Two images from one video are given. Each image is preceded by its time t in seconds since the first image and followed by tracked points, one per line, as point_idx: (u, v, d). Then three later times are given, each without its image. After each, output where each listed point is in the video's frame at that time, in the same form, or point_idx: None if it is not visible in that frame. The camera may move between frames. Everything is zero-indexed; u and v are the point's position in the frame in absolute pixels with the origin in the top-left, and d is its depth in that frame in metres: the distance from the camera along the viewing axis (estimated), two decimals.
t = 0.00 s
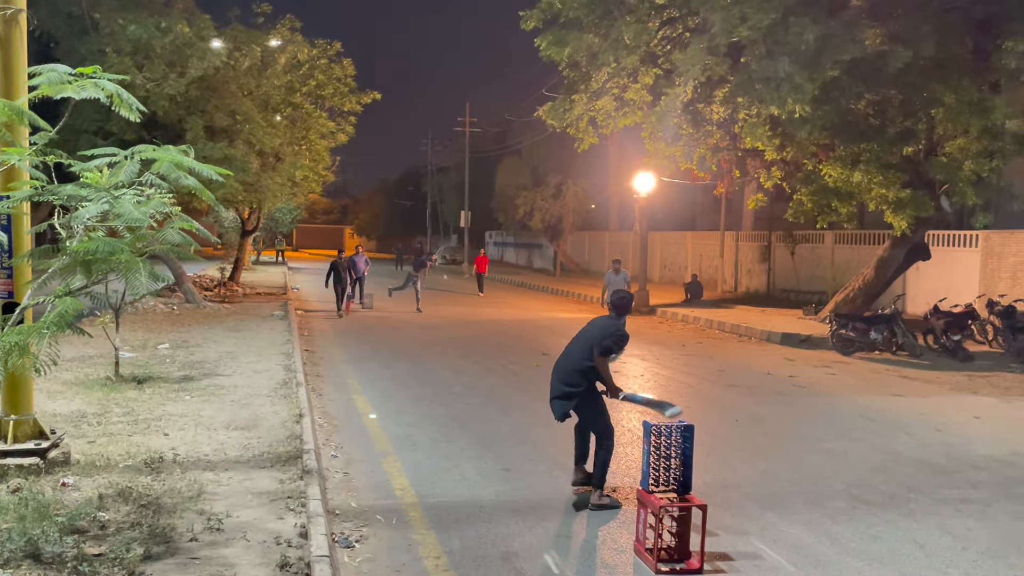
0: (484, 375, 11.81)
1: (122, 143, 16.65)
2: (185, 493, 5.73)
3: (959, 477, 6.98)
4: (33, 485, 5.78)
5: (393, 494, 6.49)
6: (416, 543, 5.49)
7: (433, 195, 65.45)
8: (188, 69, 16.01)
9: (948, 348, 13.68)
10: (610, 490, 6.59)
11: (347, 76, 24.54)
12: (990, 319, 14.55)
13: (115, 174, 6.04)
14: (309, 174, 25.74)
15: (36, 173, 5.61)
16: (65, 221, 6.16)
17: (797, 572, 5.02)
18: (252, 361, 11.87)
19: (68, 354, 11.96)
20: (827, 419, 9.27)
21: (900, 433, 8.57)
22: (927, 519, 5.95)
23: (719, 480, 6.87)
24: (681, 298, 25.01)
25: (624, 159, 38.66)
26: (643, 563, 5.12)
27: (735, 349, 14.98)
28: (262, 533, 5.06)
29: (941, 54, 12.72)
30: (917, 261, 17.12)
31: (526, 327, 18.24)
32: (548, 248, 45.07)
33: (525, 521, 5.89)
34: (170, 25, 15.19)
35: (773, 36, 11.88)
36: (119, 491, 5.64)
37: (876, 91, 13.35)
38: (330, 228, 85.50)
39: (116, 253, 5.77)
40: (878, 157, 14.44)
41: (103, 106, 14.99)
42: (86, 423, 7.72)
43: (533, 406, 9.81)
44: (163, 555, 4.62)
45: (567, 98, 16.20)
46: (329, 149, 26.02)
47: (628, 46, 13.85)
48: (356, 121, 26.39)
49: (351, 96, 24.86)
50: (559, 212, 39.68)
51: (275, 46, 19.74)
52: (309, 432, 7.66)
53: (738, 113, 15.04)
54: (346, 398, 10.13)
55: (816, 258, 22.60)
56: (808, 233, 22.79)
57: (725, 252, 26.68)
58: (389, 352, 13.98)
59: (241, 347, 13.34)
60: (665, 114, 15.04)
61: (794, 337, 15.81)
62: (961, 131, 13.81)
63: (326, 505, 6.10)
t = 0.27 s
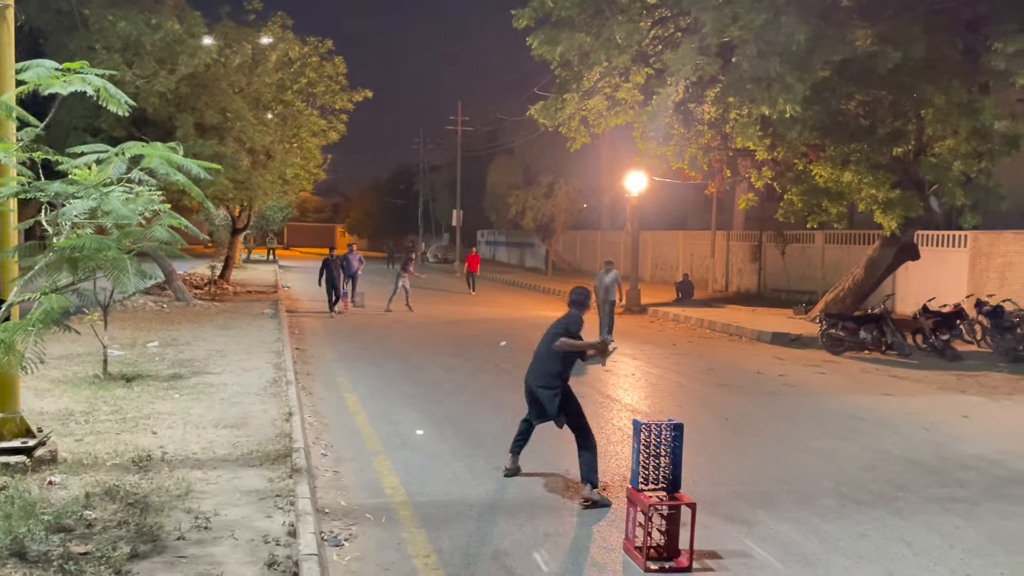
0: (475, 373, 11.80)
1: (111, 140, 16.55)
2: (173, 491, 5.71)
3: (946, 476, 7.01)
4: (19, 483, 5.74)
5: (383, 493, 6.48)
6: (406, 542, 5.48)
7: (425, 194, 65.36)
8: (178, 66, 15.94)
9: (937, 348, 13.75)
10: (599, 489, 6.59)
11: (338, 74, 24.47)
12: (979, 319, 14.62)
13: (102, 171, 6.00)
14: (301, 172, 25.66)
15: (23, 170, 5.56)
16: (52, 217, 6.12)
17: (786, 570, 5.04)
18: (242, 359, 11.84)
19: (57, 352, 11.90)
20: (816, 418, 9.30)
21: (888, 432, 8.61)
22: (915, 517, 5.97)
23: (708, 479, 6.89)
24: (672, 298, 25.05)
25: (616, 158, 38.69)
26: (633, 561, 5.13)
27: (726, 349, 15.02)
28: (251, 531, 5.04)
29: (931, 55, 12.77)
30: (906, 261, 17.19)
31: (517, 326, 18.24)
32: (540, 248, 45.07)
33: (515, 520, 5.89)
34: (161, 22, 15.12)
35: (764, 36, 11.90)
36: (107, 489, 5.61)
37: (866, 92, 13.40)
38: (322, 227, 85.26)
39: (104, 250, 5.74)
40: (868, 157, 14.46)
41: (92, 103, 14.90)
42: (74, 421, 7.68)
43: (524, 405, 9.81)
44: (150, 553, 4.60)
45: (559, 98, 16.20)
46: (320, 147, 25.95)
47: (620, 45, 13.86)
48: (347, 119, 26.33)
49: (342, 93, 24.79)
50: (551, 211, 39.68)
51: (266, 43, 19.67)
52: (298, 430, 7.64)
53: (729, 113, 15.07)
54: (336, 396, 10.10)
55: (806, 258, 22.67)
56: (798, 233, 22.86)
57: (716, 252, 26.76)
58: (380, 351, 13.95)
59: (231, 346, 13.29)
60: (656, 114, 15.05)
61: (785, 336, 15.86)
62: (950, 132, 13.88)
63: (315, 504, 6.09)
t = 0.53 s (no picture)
0: (467, 372, 11.80)
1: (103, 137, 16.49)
2: (163, 490, 5.69)
3: (936, 474, 7.04)
4: (9, 481, 5.72)
5: (374, 491, 6.47)
6: (397, 541, 5.47)
7: (419, 192, 65.27)
8: (170, 63, 15.90)
9: (929, 347, 13.80)
10: (591, 487, 6.60)
11: (332, 71, 24.41)
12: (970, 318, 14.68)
13: (93, 168, 5.99)
14: (294, 169, 25.61)
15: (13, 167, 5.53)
16: (42, 215, 6.10)
17: (775, 568, 5.05)
18: (234, 358, 11.82)
19: (48, 350, 11.85)
20: (807, 417, 9.33)
21: (879, 431, 8.64)
22: (904, 515, 6.00)
23: (700, 477, 6.90)
24: (665, 296, 25.08)
25: (610, 157, 38.70)
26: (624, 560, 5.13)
27: (718, 348, 15.05)
28: (241, 530, 5.03)
29: (923, 55, 12.81)
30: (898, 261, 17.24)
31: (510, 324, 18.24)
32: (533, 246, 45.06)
33: (507, 519, 5.89)
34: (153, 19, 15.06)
35: (757, 36, 11.92)
36: (97, 488, 5.59)
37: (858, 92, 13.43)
38: (315, 225, 85.11)
39: (94, 248, 5.72)
40: (860, 157, 14.50)
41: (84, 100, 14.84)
42: (65, 419, 7.65)
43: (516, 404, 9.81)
44: (139, 552, 4.59)
45: (553, 96, 16.19)
46: (313, 145, 25.89)
47: (613, 45, 13.86)
48: (341, 117, 26.29)
49: (336, 91, 24.74)
50: (545, 210, 39.67)
51: (259, 40, 19.64)
52: (290, 429, 7.63)
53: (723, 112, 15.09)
54: (329, 395, 10.09)
55: (799, 257, 22.72)
56: (791, 232, 22.91)
57: (709, 251, 26.79)
58: (373, 349, 13.94)
59: (223, 344, 13.27)
60: (649, 113, 15.06)
61: (777, 335, 15.90)
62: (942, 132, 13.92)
63: (307, 502, 6.08)
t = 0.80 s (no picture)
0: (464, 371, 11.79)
1: (100, 134, 16.45)
2: (159, 488, 5.68)
3: (932, 474, 7.05)
4: (3, 479, 5.70)
5: (371, 490, 6.46)
6: (393, 540, 5.47)
7: (417, 191, 65.22)
8: (168, 60, 15.88)
9: (925, 347, 13.82)
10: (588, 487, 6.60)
11: (330, 70, 24.37)
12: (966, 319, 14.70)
13: (89, 165, 5.97)
14: (292, 168, 25.57)
15: (9, 165, 5.51)
16: (38, 213, 6.08)
17: (771, 568, 5.05)
18: (231, 356, 11.79)
19: (43, 348, 11.82)
20: (804, 416, 9.33)
21: (875, 431, 8.65)
22: (901, 515, 6.00)
23: (697, 477, 6.90)
24: (663, 296, 25.07)
25: (608, 157, 38.70)
26: (620, 559, 5.13)
27: (715, 347, 15.05)
28: (237, 529, 5.02)
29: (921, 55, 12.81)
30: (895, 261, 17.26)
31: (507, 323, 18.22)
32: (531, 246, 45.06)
33: (504, 518, 5.88)
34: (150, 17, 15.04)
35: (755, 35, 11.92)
36: (92, 486, 5.58)
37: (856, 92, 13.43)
38: (312, 223, 85.04)
39: (89, 246, 5.70)
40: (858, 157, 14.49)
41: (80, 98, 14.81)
42: (60, 417, 7.63)
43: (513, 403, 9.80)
44: (135, 551, 4.57)
45: (551, 95, 16.17)
46: (311, 143, 25.85)
47: (612, 44, 13.85)
48: (338, 116, 26.26)
49: (334, 90, 24.71)
50: (542, 209, 39.64)
51: (257, 38, 19.64)
52: (286, 427, 7.62)
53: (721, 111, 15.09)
54: (325, 393, 10.08)
55: (796, 257, 22.74)
56: (788, 233, 22.92)
57: (706, 251, 26.80)
58: (370, 348, 13.94)
59: (220, 342, 13.24)
60: (647, 113, 15.05)
61: (774, 335, 15.91)
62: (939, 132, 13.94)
63: (302, 501, 6.07)
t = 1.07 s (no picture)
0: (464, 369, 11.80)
1: (100, 132, 16.45)
2: (159, 486, 5.69)
3: (931, 474, 7.06)
4: (5, 476, 5.71)
5: (370, 489, 6.47)
6: (393, 538, 5.48)
7: (416, 189, 65.22)
8: (168, 58, 15.88)
9: (924, 347, 13.84)
10: (587, 486, 6.62)
11: (330, 67, 24.38)
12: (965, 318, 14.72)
13: (92, 163, 5.97)
14: (292, 166, 25.58)
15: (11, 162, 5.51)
16: (40, 210, 6.08)
17: (771, 568, 5.06)
18: (231, 354, 11.79)
19: (43, 345, 11.82)
20: (803, 416, 9.35)
21: (874, 431, 8.66)
22: (900, 515, 6.02)
23: (696, 476, 6.92)
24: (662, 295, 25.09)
25: (607, 156, 38.74)
26: (619, 558, 5.14)
27: (715, 346, 15.07)
28: (238, 527, 5.03)
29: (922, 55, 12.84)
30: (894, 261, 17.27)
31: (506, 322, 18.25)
32: (530, 244, 45.06)
33: (504, 517, 5.89)
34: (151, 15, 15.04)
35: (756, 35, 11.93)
36: (93, 483, 5.59)
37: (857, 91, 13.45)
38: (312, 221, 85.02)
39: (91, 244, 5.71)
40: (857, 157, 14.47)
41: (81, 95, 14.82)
42: (61, 415, 7.65)
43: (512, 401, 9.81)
44: (136, 548, 4.58)
45: (551, 94, 16.17)
46: (310, 141, 25.86)
47: (612, 43, 13.86)
48: (338, 113, 26.23)
49: (334, 88, 24.72)
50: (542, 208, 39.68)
51: (257, 36, 19.69)
52: (287, 425, 7.63)
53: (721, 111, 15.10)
54: (325, 391, 10.09)
55: (796, 256, 22.76)
56: (788, 232, 22.95)
57: (706, 250, 26.82)
58: (370, 346, 13.95)
59: (220, 340, 13.26)
60: (647, 112, 15.05)
61: (773, 334, 15.94)
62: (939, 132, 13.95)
63: (303, 499, 6.08)
